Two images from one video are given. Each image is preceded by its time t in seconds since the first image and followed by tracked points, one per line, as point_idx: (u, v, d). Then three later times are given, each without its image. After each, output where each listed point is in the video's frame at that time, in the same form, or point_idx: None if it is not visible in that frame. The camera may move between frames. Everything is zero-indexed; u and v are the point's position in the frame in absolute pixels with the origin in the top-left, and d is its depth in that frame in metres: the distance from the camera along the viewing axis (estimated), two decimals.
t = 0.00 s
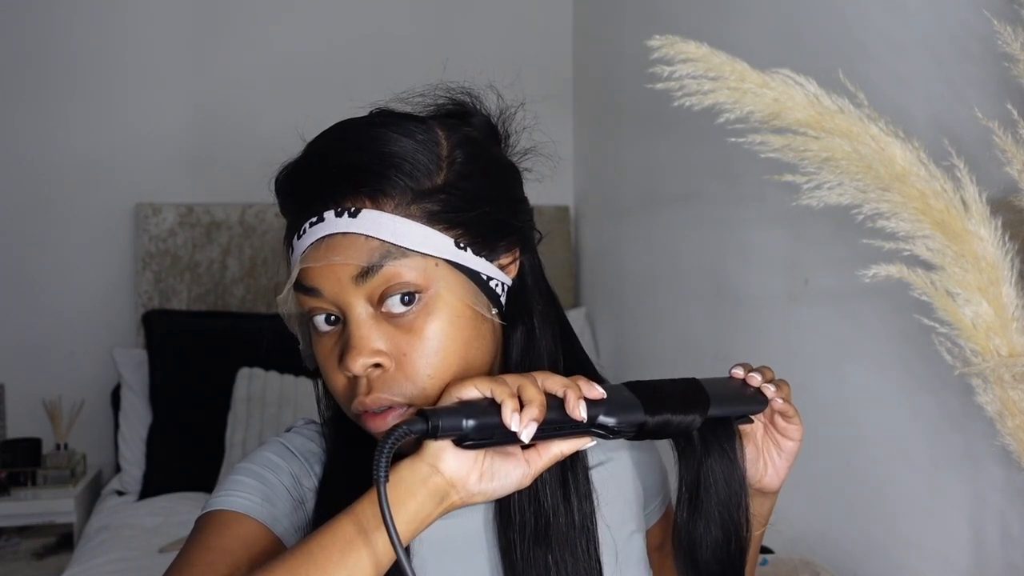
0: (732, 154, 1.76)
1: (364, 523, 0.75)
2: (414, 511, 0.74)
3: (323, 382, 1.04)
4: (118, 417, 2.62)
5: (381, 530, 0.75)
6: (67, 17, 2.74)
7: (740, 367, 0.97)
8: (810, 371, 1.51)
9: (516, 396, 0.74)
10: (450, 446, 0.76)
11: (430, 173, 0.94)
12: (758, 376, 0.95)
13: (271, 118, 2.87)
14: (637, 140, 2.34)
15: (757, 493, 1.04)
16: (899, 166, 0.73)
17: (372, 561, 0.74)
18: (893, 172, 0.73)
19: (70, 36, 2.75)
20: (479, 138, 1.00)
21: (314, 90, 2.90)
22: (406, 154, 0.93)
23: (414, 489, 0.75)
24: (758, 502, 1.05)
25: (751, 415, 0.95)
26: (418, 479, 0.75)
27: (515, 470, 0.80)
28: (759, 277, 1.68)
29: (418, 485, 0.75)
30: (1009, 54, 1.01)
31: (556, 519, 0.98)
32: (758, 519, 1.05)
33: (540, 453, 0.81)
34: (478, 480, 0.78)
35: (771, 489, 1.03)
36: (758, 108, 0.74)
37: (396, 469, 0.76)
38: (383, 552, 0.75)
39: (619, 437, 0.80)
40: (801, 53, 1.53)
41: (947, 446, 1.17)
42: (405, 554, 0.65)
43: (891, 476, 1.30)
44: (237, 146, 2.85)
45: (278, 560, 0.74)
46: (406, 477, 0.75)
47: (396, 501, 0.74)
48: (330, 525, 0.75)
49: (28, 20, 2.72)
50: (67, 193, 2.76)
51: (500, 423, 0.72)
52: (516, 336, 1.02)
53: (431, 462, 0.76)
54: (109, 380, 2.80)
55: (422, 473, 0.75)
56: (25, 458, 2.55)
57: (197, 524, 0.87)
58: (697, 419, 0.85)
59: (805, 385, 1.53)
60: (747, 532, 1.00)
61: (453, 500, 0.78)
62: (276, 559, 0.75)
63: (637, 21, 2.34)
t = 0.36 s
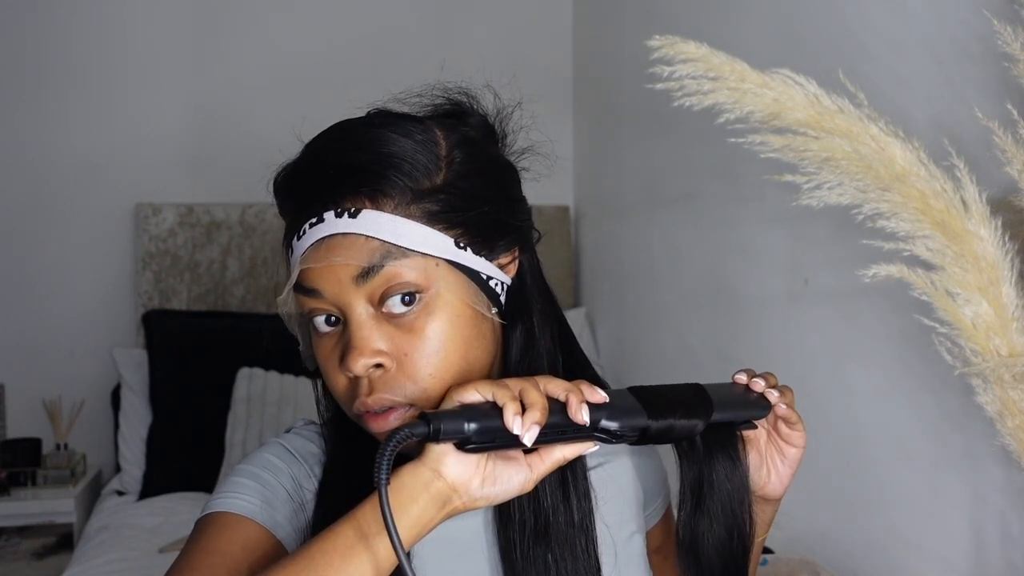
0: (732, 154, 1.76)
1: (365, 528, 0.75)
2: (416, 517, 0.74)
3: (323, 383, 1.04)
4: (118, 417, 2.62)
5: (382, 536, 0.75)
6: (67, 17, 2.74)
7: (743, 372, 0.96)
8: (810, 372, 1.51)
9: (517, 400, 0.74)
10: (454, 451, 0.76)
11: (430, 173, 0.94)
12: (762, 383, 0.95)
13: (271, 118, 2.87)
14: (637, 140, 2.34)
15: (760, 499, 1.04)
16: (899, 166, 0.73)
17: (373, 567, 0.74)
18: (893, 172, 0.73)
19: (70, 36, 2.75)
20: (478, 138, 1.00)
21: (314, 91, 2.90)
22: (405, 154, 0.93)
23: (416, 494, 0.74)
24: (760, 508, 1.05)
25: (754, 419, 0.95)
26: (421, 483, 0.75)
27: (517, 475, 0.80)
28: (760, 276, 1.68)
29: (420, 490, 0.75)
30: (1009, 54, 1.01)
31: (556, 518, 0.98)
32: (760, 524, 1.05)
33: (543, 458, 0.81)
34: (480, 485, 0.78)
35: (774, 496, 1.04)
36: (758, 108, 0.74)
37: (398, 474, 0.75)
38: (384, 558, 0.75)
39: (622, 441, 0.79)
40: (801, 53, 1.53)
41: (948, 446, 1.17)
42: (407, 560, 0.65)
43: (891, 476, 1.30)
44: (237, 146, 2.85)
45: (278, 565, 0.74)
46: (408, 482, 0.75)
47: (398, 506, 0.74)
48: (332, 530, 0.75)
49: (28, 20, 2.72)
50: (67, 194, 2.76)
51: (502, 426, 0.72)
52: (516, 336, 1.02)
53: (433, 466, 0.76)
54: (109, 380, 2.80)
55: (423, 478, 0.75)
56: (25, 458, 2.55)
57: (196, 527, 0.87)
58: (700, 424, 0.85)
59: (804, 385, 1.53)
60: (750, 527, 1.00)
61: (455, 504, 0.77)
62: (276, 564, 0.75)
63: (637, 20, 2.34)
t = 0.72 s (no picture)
0: (733, 154, 1.76)
1: (367, 534, 0.75)
2: (419, 523, 0.74)
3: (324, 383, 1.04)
4: (118, 417, 2.63)
5: (384, 542, 0.75)
6: (67, 17, 2.74)
7: (741, 378, 0.97)
8: (810, 372, 1.51)
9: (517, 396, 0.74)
10: (454, 455, 0.77)
11: (431, 173, 0.94)
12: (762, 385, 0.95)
13: (271, 117, 2.87)
14: (637, 140, 2.34)
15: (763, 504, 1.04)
16: (899, 166, 0.73)
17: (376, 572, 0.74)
18: (893, 172, 0.73)
19: (70, 36, 2.75)
20: (479, 138, 1.00)
21: (314, 91, 2.90)
22: (407, 154, 0.93)
23: (418, 499, 0.74)
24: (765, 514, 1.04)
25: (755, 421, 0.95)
26: (423, 488, 0.75)
27: (520, 476, 0.80)
28: (760, 276, 1.68)
29: (422, 496, 0.75)
30: (1009, 54, 1.01)
31: (557, 518, 0.98)
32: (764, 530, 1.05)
33: (545, 459, 0.81)
34: (482, 488, 0.78)
35: (775, 501, 1.03)
36: (758, 108, 0.74)
37: (400, 480, 0.75)
38: (387, 564, 0.74)
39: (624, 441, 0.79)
40: (801, 53, 1.53)
41: (948, 447, 1.17)
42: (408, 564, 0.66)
43: (891, 476, 1.30)
44: (237, 146, 2.85)
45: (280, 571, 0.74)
46: (410, 487, 0.75)
47: (400, 512, 0.73)
48: (333, 536, 0.75)
49: (28, 20, 2.72)
50: (67, 194, 2.76)
51: (505, 421, 0.72)
52: (518, 336, 1.02)
53: (435, 471, 0.76)
54: (109, 380, 2.80)
55: (425, 483, 0.75)
56: (25, 458, 2.56)
57: (197, 529, 0.87)
58: (701, 425, 0.85)
59: (804, 385, 1.53)
60: (755, 526, 1.00)
61: (458, 509, 0.77)
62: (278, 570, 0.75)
63: (637, 20, 2.34)
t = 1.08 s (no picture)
0: (732, 154, 1.76)
1: (368, 539, 0.74)
2: (421, 527, 0.73)
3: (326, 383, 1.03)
4: (118, 417, 2.63)
5: (385, 547, 0.74)
6: (67, 17, 2.74)
7: (741, 387, 0.97)
8: (810, 372, 1.51)
9: (519, 397, 0.74)
10: (456, 458, 0.76)
11: (435, 173, 0.94)
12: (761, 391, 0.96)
13: (271, 117, 2.87)
14: (637, 140, 2.34)
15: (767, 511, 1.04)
16: (899, 166, 0.73)
17: None
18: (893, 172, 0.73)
19: (70, 36, 2.75)
20: (482, 138, 1.00)
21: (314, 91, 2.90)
22: (410, 154, 0.93)
23: (421, 504, 0.74)
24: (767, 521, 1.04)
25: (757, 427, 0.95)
26: (425, 493, 0.75)
27: (521, 481, 0.80)
28: (760, 276, 1.68)
29: (424, 500, 0.74)
30: (1009, 54, 1.01)
31: (558, 518, 0.98)
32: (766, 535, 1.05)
33: (546, 463, 0.80)
34: (484, 493, 0.78)
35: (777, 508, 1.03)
36: (758, 108, 0.74)
37: (401, 485, 0.75)
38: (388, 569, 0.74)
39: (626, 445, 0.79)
40: (801, 53, 1.53)
41: (948, 447, 1.17)
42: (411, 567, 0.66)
43: (892, 476, 1.30)
44: (237, 146, 2.85)
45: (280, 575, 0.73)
46: (412, 492, 0.74)
47: (401, 517, 0.73)
48: (334, 541, 0.74)
49: (28, 20, 2.72)
50: (67, 194, 2.76)
51: (506, 420, 0.72)
52: (520, 336, 1.02)
53: (437, 476, 0.76)
54: (109, 380, 2.80)
55: (428, 487, 0.75)
56: (25, 458, 2.55)
57: (197, 530, 0.87)
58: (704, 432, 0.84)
59: (804, 385, 1.53)
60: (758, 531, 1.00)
61: (461, 514, 0.77)
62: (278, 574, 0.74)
63: (637, 20, 2.34)
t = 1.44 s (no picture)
0: (732, 154, 1.76)
1: (373, 542, 0.75)
2: (424, 531, 0.74)
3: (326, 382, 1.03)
4: (118, 417, 2.63)
5: (391, 549, 0.75)
6: (67, 17, 2.74)
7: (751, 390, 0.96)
8: (810, 372, 1.51)
9: (524, 404, 0.74)
10: (459, 466, 0.77)
11: (437, 173, 0.94)
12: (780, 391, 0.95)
13: (271, 117, 2.87)
14: (637, 140, 2.34)
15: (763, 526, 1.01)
16: (899, 166, 0.73)
17: None
18: (893, 172, 0.73)
19: (69, 36, 2.75)
20: (482, 137, 1.00)
21: (314, 91, 2.90)
22: (412, 154, 0.92)
23: (424, 508, 0.75)
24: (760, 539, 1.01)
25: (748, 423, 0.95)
26: (428, 499, 0.75)
27: (523, 484, 0.80)
28: (760, 275, 1.68)
29: (427, 505, 0.75)
30: (1009, 54, 1.02)
31: (558, 512, 0.98)
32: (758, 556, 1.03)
33: (546, 465, 0.81)
34: (487, 497, 0.78)
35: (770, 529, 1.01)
36: (758, 108, 0.74)
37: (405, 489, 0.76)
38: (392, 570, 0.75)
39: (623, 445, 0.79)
40: (801, 53, 1.53)
41: (948, 446, 1.17)
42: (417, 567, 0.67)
43: (891, 476, 1.30)
44: (237, 146, 2.85)
45: None
46: (414, 496, 0.75)
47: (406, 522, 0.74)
48: (338, 545, 0.75)
49: (27, 20, 2.72)
50: (67, 193, 2.76)
51: (512, 430, 0.72)
52: (521, 333, 1.02)
53: (441, 482, 0.76)
54: (109, 380, 2.80)
55: (430, 492, 0.75)
56: (25, 458, 2.56)
57: (199, 530, 0.87)
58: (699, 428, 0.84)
59: (804, 385, 1.53)
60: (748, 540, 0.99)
61: (463, 519, 0.77)
62: None
63: (637, 21, 2.34)
